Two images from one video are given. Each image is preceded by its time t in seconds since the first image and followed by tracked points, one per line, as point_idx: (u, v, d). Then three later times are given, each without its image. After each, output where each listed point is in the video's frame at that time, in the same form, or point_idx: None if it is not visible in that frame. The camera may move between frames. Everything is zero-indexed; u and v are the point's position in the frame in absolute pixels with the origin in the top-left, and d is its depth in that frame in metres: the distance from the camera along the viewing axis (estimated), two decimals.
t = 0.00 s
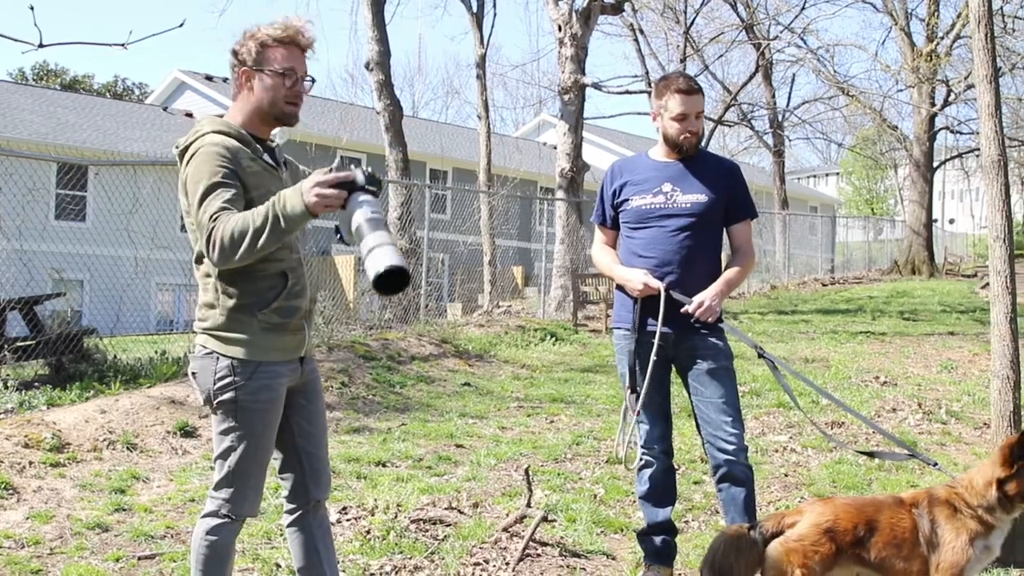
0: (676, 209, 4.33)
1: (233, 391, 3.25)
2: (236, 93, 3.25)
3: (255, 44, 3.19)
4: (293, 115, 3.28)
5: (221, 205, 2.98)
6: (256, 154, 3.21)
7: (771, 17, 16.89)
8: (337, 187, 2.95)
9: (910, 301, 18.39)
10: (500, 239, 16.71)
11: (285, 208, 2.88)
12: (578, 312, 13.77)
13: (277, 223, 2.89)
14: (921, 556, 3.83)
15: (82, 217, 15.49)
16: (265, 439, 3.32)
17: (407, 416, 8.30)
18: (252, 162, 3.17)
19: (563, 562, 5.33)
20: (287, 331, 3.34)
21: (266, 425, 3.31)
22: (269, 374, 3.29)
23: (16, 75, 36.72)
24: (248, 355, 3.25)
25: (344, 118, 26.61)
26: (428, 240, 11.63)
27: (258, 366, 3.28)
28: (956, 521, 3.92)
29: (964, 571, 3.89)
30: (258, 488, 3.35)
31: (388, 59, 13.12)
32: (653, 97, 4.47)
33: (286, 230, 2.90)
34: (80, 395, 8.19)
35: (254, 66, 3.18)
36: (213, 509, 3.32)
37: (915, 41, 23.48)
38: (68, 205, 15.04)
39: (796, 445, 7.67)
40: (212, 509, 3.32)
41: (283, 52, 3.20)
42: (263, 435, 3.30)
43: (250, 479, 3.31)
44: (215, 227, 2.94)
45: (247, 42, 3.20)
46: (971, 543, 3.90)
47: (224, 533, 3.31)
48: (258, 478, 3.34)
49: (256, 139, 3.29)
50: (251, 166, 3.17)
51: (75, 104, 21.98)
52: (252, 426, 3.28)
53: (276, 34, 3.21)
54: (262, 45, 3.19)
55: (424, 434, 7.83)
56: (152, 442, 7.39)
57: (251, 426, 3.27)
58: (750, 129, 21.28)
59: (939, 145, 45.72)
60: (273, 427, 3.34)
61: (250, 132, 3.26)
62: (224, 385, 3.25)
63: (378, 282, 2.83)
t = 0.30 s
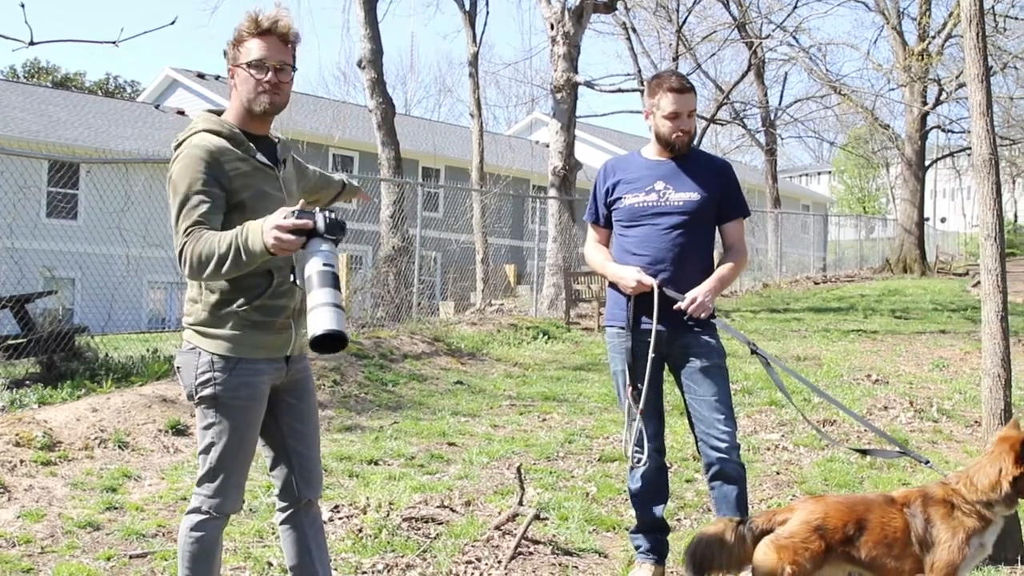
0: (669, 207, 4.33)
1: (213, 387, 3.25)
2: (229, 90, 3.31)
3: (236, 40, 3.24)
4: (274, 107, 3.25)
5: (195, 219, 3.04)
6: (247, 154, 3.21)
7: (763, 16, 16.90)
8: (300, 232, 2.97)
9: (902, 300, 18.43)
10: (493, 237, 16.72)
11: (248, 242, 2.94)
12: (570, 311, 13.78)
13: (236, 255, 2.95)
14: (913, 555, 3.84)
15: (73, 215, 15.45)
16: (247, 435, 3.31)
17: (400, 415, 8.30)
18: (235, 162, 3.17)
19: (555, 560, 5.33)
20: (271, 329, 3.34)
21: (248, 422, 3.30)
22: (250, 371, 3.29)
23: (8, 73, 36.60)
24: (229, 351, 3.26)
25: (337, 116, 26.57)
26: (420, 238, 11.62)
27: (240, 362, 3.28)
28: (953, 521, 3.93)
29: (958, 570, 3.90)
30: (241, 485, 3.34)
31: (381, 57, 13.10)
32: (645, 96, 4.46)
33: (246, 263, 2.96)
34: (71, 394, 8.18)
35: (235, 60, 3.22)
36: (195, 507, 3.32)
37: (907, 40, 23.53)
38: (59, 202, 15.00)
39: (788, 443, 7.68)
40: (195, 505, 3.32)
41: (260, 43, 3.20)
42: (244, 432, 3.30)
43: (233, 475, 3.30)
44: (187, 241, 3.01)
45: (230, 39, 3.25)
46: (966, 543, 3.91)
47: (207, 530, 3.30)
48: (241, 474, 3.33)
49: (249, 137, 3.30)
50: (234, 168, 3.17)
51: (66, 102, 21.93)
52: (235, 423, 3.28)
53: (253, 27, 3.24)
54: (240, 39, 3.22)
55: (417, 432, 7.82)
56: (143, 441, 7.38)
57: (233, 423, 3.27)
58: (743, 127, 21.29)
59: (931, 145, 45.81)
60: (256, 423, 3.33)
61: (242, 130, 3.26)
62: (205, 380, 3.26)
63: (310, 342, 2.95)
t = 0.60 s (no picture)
0: (656, 206, 4.33)
1: (196, 384, 3.24)
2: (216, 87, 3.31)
3: (221, 38, 3.22)
4: (254, 109, 3.24)
5: (172, 223, 3.06)
6: (228, 153, 3.20)
7: (751, 15, 16.93)
8: (269, 246, 2.99)
9: (889, 298, 18.49)
10: (481, 236, 16.71)
11: (219, 251, 2.97)
12: (558, 309, 13.78)
13: (209, 264, 2.98)
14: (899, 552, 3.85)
15: (58, 213, 15.40)
16: (231, 433, 3.30)
17: (387, 413, 8.29)
18: (214, 162, 3.15)
19: (542, 559, 5.32)
20: (253, 328, 3.32)
21: (231, 419, 3.29)
22: (233, 369, 3.27)
23: None
24: (212, 349, 3.24)
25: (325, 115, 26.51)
26: (408, 237, 11.62)
27: (223, 359, 3.27)
28: (943, 518, 3.95)
29: (946, 566, 3.95)
30: (225, 484, 3.33)
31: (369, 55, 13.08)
32: (631, 94, 4.46)
33: (217, 273, 3.00)
34: (57, 392, 8.14)
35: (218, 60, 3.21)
36: (180, 505, 3.30)
37: (894, 40, 23.61)
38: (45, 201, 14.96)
39: (775, 441, 7.70)
40: (179, 503, 3.30)
41: (243, 43, 3.18)
42: (229, 429, 3.28)
43: (217, 473, 3.29)
44: (162, 245, 3.04)
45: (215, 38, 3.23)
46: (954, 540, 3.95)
47: (192, 528, 3.29)
48: (225, 472, 3.32)
49: (232, 136, 3.29)
50: (212, 168, 3.15)
51: (53, 99, 21.84)
52: (219, 420, 3.26)
53: (238, 27, 3.21)
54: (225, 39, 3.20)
55: (404, 431, 7.82)
56: (130, 439, 7.35)
57: (216, 421, 3.26)
58: (730, 126, 21.34)
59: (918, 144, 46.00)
60: (240, 421, 3.32)
61: (225, 129, 3.26)
62: (189, 378, 3.24)
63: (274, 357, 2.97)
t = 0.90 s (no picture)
0: (640, 204, 4.34)
1: (177, 382, 3.23)
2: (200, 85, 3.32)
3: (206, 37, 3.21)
4: (236, 109, 3.23)
5: (150, 222, 3.04)
6: (209, 152, 3.18)
7: (736, 14, 16.96)
8: (247, 244, 2.99)
9: (874, 297, 18.55)
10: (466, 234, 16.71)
11: (198, 250, 2.96)
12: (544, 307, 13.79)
13: (186, 263, 2.96)
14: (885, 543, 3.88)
15: (42, 211, 15.33)
16: (212, 431, 3.28)
17: (372, 412, 8.28)
18: (194, 161, 3.14)
19: (528, 557, 5.32)
20: (233, 326, 3.31)
21: (213, 418, 3.28)
22: (213, 367, 3.26)
23: None
24: (193, 346, 3.23)
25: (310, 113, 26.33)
26: (393, 235, 11.61)
27: (204, 357, 3.26)
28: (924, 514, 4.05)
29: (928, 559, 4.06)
30: (208, 482, 3.32)
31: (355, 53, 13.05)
32: (614, 92, 4.46)
33: (196, 271, 2.98)
34: (41, 391, 8.11)
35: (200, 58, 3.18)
36: (162, 504, 3.29)
37: (879, 39, 23.68)
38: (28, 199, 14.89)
39: (760, 439, 7.72)
40: (162, 502, 3.29)
41: (227, 43, 3.17)
42: (210, 428, 3.27)
43: (200, 472, 3.27)
44: (141, 244, 3.02)
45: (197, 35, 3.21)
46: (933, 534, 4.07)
47: (175, 527, 3.27)
48: (208, 470, 3.31)
49: (212, 134, 3.27)
50: (192, 167, 3.14)
51: (37, 97, 21.73)
52: (200, 419, 3.25)
53: (223, 26, 3.20)
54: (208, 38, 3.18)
55: (389, 429, 7.81)
56: (114, 438, 7.32)
57: (198, 419, 3.24)
58: (716, 125, 21.37)
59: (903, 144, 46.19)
60: (222, 419, 3.30)
61: (205, 127, 3.25)
62: (169, 376, 3.23)
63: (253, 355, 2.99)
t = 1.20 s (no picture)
0: (626, 203, 4.34)
1: (155, 380, 3.22)
2: (190, 88, 3.21)
3: (213, 39, 3.15)
4: (250, 113, 3.30)
5: (124, 222, 3.04)
6: (199, 149, 3.16)
7: (724, 12, 16.98)
8: (225, 268, 2.98)
9: (860, 295, 18.61)
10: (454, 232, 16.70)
11: (172, 259, 2.96)
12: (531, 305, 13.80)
13: (156, 270, 2.97)
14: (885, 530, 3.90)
15: (27, 208, 15.27)
16: (191, 430, 3.27)
17: (360, 410, 8.27)
18: (182, 158, 3.11)
19: (515, 555, 5.32)
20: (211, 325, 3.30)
21: (192, 417, 3.26)
22: (191, 366, 3.25)
23: None
24: (170, 344, 3.23)
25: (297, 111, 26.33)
26: (381, 233, 11.60)
27: (182, 355, 3.25)
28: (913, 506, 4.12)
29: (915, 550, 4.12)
30: (189, 481, 3.31)
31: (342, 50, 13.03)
32: (597, 90, 4.42)
33: (164, 279, 2.98)
34: (26, 389, 8.08)
35: (210, 63, 3.15)
36: (143, 504, 3.28)
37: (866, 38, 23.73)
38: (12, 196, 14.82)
39: (747, 437, 7.73)
40: (143, 502, 3.28)
41: (242, 48, 3.19)
42: (189, 427, 3.26)
43: (181, 470, 3.27)
44: (112, 243, 3.03)
45: (199, 38, 3.15)
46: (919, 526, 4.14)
47: (158, 525, 3.27)
48: (188, 470, 3.30)
49: (203, 132, 3.25)
50: (180, 165, 3.11)
51: (23, 94, 21.62)
52: (179, 418, 3.24)
53: (229, 29, 3.18)
54: (219, 43, 3.15)
55: (377, 427, 7.80)
56: (100, 436, 7.30)
57: (176, 418, 3.23)
58: (704, 124, 21.39)
59: (890, 142, 46.34)
60: (201, 418, 3.29)
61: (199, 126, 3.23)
62: (147, 374, 3.22)
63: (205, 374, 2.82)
